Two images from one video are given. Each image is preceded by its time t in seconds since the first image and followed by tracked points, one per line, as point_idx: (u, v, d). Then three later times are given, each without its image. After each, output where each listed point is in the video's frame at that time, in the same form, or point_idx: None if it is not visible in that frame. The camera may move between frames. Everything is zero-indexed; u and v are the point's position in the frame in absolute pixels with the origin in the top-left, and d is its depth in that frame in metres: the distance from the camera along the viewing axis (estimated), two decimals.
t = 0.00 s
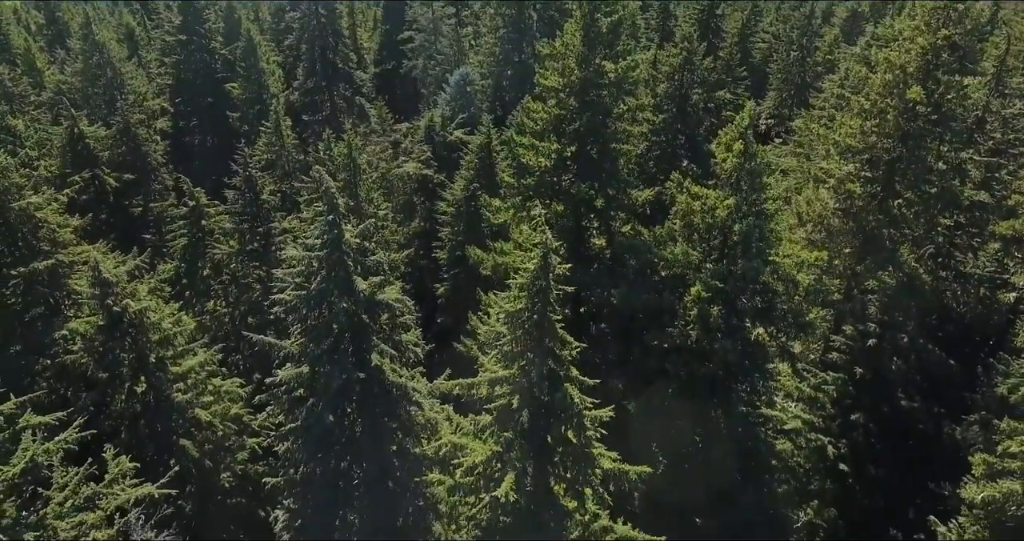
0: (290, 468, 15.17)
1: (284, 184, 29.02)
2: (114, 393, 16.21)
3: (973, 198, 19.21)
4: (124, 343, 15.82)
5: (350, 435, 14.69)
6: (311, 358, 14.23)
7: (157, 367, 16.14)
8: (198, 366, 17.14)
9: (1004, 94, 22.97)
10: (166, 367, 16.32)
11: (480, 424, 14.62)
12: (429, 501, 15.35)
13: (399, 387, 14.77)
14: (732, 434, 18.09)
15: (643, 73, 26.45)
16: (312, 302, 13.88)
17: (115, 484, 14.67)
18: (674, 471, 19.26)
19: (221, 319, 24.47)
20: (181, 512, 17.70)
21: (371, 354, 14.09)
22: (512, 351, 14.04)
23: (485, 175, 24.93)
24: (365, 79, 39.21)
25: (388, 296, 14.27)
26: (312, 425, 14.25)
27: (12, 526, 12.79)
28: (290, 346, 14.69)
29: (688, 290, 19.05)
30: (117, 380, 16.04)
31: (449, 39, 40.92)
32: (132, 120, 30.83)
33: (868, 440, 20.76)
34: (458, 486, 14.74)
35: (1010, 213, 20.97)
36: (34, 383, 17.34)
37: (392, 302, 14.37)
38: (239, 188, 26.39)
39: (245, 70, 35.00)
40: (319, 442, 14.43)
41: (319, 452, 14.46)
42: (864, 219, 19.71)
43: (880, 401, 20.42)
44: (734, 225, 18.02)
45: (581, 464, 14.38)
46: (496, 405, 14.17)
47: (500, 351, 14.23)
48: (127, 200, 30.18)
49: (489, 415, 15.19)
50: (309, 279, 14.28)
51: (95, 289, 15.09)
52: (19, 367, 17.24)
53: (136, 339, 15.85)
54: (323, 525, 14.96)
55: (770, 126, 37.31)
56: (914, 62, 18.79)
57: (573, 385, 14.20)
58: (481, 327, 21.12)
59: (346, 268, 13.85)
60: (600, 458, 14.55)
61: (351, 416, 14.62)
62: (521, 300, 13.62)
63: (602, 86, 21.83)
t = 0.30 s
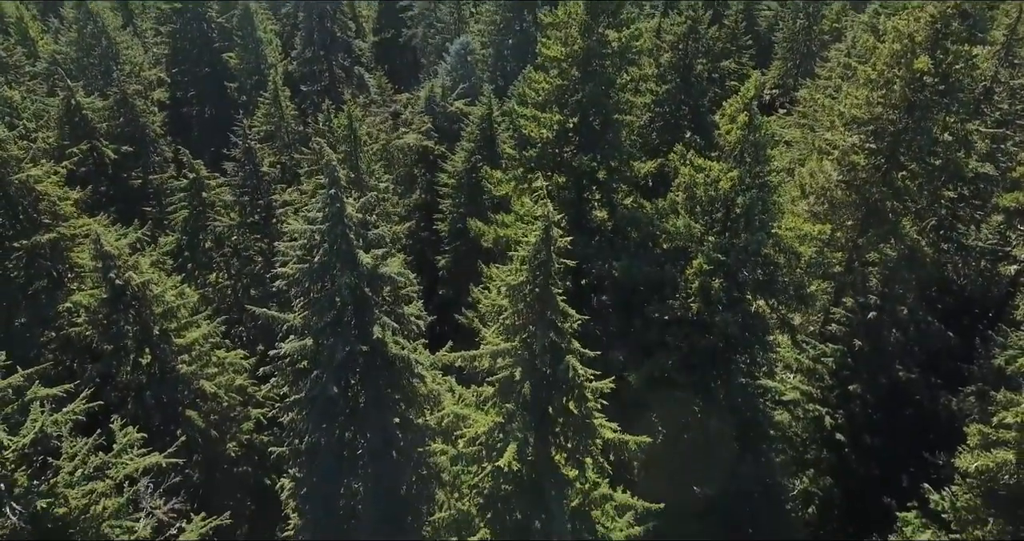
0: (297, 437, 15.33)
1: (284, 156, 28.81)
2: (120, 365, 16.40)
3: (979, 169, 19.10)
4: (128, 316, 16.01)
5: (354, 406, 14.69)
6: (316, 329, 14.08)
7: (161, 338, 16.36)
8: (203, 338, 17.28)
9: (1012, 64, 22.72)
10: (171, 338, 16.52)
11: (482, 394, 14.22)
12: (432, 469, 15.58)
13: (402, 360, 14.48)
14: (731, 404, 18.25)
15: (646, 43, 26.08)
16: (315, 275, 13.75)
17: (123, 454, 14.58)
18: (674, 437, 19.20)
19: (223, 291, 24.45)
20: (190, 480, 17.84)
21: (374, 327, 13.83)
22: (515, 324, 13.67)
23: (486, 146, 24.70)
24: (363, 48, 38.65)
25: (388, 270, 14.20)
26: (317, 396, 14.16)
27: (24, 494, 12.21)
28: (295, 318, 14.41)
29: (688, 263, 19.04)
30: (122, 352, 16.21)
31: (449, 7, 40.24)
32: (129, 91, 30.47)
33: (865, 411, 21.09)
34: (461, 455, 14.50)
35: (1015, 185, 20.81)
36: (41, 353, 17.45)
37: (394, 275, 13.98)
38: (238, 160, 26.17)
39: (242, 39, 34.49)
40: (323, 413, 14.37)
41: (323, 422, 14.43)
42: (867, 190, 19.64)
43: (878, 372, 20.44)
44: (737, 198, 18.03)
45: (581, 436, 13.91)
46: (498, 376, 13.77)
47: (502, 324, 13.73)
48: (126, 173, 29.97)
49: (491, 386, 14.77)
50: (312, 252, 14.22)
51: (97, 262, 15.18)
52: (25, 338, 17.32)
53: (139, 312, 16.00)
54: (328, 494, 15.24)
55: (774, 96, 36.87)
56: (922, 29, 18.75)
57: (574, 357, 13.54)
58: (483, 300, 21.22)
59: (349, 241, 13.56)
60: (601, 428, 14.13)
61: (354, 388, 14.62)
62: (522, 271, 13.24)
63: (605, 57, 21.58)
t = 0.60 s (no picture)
0: (299, 409, 14.99)
1: (282, 127, 28.55)
2: (124, 336, 16.48)
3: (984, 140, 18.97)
4: (130, 288, 16.08)
5: (356, 377, 14.47)
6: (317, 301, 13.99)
7: (163, 310, 16.44)
8: (205, 310, 17.35)
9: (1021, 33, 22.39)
10: (173, 310, 16.56)
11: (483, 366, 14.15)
12: (435, 439, 15.42)
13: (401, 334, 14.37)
14: (731, 376, 18.33)
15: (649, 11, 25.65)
16: (316, 247, 13.67)
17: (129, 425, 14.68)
18: (674, 410, 19.12)
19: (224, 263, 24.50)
20: (196, 449, 18.21)
21: (375, 299, 13.52)
22: (514, 296, 13.53)
23: (487, 117, 24.44)
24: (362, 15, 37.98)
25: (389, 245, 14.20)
26: (320, 368, 13.90)
27: (34, 464, 12.18)
28: (298, 292, 14.56)
29: (690, 235, 19.12)
30: (125, 324, 16.30)
31: None
32: (124, 60, 30.03)
33: (863, 382, 21.42)
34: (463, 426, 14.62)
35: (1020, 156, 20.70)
36: (44, 325, 17.20)
37: (395, 248, 14.08)
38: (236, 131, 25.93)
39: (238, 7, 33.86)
40: (327, 384, 14.03)
41: (326, 394, 14.08)
42: (870, 162, 19.50)
43: (876, 343, 20.66)
44: (739, 169, 17.85)
45: (582, 407, 13.98)
46: (499, 347, 13.62)
47: (502, 296, 13.60)
48: (124, 144, 29.73)
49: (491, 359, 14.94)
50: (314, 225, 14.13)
51: (98, 235, 15.17)
52: (30, 311, 17.06)
53: (141, 285, 16.06)
54: (332, 464, 14.76)
55: (779, 65, 36.35)
56: None
57: (574, 328, 13.54)
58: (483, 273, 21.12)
59: (350, 213, 13.40)
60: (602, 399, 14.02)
61: (356, 359, 14.44)
62: (523, 244, 13.09)
63: (608, 25, 21.23)
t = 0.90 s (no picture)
0: (303, 380, 15.05)
1: (281, 97, 28.26)
2: (128, 307, 16.73)
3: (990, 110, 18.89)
4: (132, 261, 16.13)
5: (358, 348, 14.62)
6: (320, 272, 13.84)
7: (166, 282, 16.48)
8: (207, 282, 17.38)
9: None
10: (176, 282, 16.61)
11: (485, 337, 14.13)
12: (437, 409, 15.64)
13: (407, 304, 14.33)
14: (731, 347, 18.50)
15: None
16: (318, 220, 13.69)
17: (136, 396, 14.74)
18: (674, 378, 19.17)
19: (226, 234, 24.42)
20: (201, 420, 18.39)
21: (376, 273, 13.62)
22: (517, 269, 13.52)
23: (488, 86, 24.12)
24: None
25: (392, 215, 13.99)
26: (323, 339, 13.93)
27: (43, 434, 12.40)
28: (301, 266, 14.71)
29: (693, 207, 18.97)
30: (128, 296, 16.42)
31: None
32: (119, 29, 29.57)
33: (861, 354, 21.61)
34: (465, 397, 14.68)
35: None
36: (47, 297, 17.42)
37: (397, 220, 14.03)
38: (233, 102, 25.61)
39: None
40: (330, 354, 14.15)
41: (329, 365, 14.22)
42: (875, 133, 19.36)
43: (876, 314, 20.76)
44: (744, 141, 17.95)
45: (584, 380, 14.12)
46: (502, 320, 13.66)
47: (503, 268, 13.64)
48: (122, 116, 29.50)
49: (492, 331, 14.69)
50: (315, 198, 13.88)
51: (98, 207, 15.29)
52: (32, 283, 17.23)
53: (143, 257, 16.11)
54: (336, 434, 14.86)
55: (783, 34, 35.82)
56: None
57: (575, 301, 13.60)
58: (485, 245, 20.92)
59: (350, 185, 13.42)
60: (603, 370, 14.20)
61: (359, 331, 14.56)
62: (524, 218, 12.92)
63: None
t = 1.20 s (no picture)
0: (308, 351, 15.28)
1: (279, 66, 27.88)
2: (130, 279, 16.66)
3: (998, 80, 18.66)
4: (133, 233, 16.17)
5: (360, 320, 14.60)
6: (321, 244, 13.75)
7: (169, 255, 16.54)
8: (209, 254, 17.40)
9: None
10: (178, 254, 16.65)
11: (488, 309, 14.08)
12: (440, 380, 15.71)
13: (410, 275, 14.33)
14: (732, 318, 18.51)
15: None
16: (320, 192, 13.42)
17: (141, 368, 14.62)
18: (673, 347, 19.83)
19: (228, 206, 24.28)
20: (206, 390, 18.52)
21: (380, 246, 13.49)
22: (518, 241, 13.26)
23: (489, 55, 23.75)
24: None
25: (394, 186, 13.83)
26: (326, 311, 13.97)
27: (51, 405, 12.54)
28: (303, 238, 14.58)
29: (696, 178, 18.99)
30: (130, 269, 16.41)
31: None
32: None
33: (860, 324, 21.39)
34: (467, 368, 14.75)
35: None
36: (50, 270, 17.46)
37: (399, 192, 13.89)
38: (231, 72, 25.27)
39: None
40: (334, 326, 14.11)
41: (334, 336, 14.16)
42: (882, 103, 19.10)
43: (877, 287, 20.53)
44: (749, 111, 17.87)
45: (583, 352, 14.09)
46: (504, 292, 13.61)
47: (505, 240, 13.32)
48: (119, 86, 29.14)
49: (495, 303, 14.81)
50: (317, 171, 13.72)
51: (98, 179, 15.27)
52: (35, 256, 17.25)
53: (144, 230, 16.18)
54: (339, 404, 14.90)
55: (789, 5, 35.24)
56: None
57: (578, 274, 13.41)
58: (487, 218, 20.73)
59: (351, 157, 13.20)
60: (604, 342, 14.15)
61: (362, 303, 14.55)
62: (527, 190, 12.72)
63: None
